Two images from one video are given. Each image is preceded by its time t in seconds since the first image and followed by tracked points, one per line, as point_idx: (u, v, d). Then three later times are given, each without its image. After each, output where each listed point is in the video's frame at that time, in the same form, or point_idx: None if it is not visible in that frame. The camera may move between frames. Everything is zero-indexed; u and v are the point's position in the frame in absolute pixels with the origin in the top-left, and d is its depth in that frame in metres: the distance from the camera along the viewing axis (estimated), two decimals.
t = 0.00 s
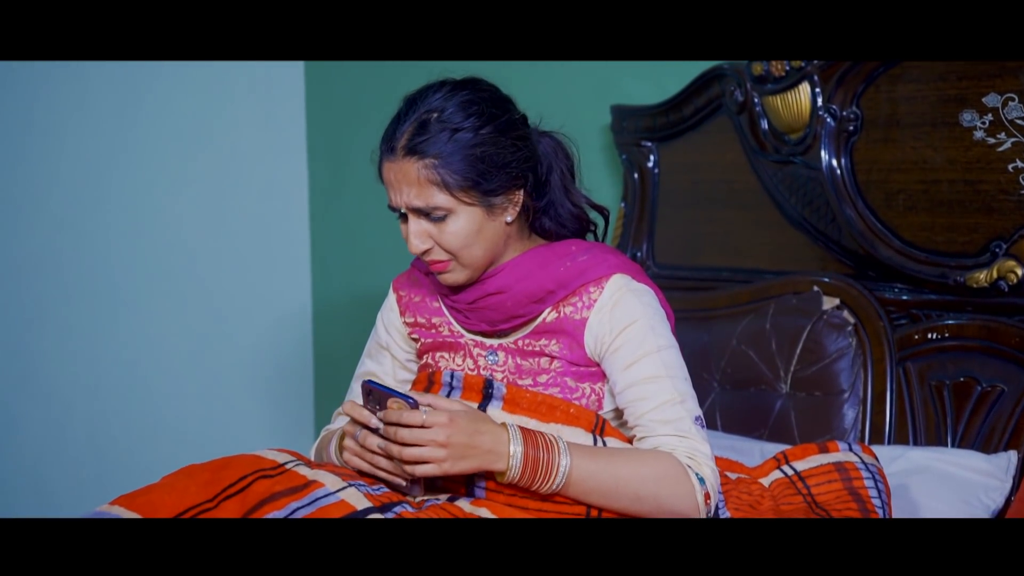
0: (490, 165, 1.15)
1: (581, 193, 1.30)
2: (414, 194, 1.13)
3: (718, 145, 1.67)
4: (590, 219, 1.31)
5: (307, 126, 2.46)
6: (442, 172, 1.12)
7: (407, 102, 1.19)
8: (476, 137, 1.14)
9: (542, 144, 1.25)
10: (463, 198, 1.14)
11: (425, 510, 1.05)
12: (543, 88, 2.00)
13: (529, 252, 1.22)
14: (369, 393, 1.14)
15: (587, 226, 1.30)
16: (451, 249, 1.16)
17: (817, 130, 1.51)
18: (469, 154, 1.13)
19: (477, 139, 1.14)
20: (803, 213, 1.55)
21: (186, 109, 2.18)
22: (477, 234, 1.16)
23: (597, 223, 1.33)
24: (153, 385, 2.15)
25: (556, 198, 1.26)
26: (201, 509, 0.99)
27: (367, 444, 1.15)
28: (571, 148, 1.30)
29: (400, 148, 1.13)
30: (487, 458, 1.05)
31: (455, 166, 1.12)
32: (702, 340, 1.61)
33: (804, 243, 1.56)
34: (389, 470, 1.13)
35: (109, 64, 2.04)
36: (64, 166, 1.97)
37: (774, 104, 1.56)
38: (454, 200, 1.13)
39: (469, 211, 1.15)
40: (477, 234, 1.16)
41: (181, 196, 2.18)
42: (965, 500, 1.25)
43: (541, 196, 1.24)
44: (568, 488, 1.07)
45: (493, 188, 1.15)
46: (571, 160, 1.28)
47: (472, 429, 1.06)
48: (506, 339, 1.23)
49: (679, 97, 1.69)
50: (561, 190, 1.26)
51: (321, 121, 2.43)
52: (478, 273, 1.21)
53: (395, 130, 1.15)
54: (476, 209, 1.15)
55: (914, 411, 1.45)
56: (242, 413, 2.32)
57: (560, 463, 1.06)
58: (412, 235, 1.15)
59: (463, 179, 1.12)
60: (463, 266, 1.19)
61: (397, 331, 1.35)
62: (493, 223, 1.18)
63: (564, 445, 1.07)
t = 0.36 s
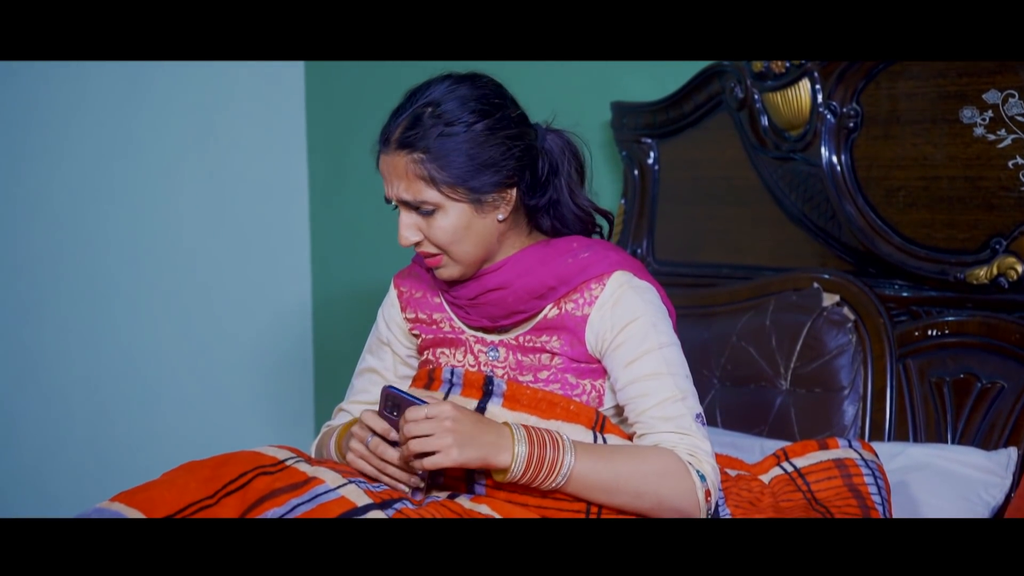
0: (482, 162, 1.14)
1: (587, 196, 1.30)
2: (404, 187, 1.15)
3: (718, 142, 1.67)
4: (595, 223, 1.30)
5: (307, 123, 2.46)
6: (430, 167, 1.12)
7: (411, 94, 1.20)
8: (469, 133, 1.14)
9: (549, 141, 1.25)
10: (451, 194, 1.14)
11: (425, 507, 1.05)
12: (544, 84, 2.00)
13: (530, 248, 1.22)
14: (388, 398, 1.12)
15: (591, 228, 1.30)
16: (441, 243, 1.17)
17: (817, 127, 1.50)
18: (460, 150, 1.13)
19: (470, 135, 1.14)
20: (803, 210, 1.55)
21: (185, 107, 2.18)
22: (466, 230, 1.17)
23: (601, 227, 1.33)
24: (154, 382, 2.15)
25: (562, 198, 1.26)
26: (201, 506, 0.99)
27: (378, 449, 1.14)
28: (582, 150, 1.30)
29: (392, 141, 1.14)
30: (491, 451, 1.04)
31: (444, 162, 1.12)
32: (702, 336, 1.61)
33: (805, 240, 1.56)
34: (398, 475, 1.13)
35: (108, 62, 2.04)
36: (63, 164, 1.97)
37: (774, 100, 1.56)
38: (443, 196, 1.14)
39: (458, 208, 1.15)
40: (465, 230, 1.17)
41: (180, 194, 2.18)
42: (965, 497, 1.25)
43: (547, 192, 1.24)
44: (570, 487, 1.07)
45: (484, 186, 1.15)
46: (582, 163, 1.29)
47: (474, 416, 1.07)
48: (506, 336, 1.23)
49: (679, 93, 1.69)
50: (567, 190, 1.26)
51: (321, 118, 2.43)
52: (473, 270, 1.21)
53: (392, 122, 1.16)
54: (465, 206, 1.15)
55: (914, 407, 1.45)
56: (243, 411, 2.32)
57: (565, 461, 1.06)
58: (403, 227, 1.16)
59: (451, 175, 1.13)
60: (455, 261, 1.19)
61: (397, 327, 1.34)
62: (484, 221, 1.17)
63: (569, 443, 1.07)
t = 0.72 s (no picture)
0: (478, 158, 1.14)
1: (591, 199, 1.30)
2: (399, 181, 1.15)
3: (719, 140, 1.67)
4: (597, 225, 1.30)
5: (307, 122, 2.46)
6: (426, 161, 1.12)
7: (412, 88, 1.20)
8: (466, 128, 1.14)
9: (554, 141, 1.25)
10: (446, 189, 1.14)
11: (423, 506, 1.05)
12: (544, 82, 2.00)
13: (529, 245, 1.22)
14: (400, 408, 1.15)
15: (594, 231, 1.30)
16: (435, 239, 1.17)
17: (817, 125, 1.50)
18: (457, 145, 1.13)
19: (468, 130, 1.14)
20: (802, 208, 1.55)
21: (186, 107, 2.18)
22: (459, 226, 1.16)
23: (605, 231, 1.32)
24: (153, 380, 2.15)
25: (563, 198, 1.26)
26: (201, 504, 0.98)
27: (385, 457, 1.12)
28: (589, 151, 1.29)
29: (390, 133, 1.14)
30: (485, 449, 1.04)
31: (440, 156, 1.12)
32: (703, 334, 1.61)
33: (805, 237, 1.56)
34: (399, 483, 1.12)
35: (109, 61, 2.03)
36: (65, 163, 1.97)
37: (774, 98, 1.56)
38: (438, 191, 1.14)
39: (453, 203, 1.15)
40: (459, 226, 1.16)
41: (181, 193, 2.18)
42: (965, 495, 1.25)
43: (548, 192, 1.24)
44: (568, 489, 1.07)
45: (479, 181, 1.15)
46: (588, 165, 1.28)
47: (472, 416, 1.07)
48: (504, 333, 1.23)
49: (680, 91, 1.69)
50: (568, 191, 1.26)
51: (321, 116, 2.43)
52: (470, 266, 1.21)
53: (391, 115, 1.16)
54: (460, 201, 1.15)
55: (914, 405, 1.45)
56: (244, 409, 2.33)
57: (562, 462, 1.05)
58: (398, 221, 1.16)
59: (447, 170, 1.13)
60: (449, 257, 1.19)
61: (396, 325, 1.34)
62: (479, 217, 1.17)
63: (566, 444, 1.07)
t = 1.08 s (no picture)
0: (480, 159, 1.14)
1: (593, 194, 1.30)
2: (402, 182, 1.15)
3: (720, 138, 1.67)
4: (600, 222, 1.30)
5: (307, 121, 2.46)
6: (428, 163, 1.13)
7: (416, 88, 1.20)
8: (469, 129, 1.14)
9: (556, 139, 1.24)
10: (449, 191, 1.14)
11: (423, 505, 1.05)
12: (545, 81, 2.00)
13: (533, 245, 1.22)
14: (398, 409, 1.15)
15: (597, 228, 1.30)
16: (438, 239, 1.17)
17: (817, 123, 1.50)
18: (459, 146, 1.13)
19: (470, 131, 1.14)
20: (803, 206, 1.55)
21: (185, 106, 2.18)
22: (462, 226, 1.16)
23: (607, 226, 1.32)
24: (154, 379, 2.15)
25: (565, 196, 1.26)
26: (200, 503, 0.99)
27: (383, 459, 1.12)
28: (590, 148, 1.29)
29: (393, 135, 1.15)
30: (486, 448, 1.04)
31: (442, 158, 1.12)
32: (703, 333, 1.61)
33: (805, 236, 1.56)
34: (398, 483, 1.11)
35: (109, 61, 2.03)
36: (66, 163, 1.97)
37: (774, 97, 1.56)
38: (440, 192, 1.14)
39: (455, 204, 1.15)
40: (462, 225, 1.16)
41: (181, 192, 2.18)
42: (965, 493, 1.25)
43: (550, 190, 1.24)
44: (570, 488, 1.07)
45: (481, 183, 1.15)
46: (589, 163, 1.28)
47: (472, 414, 1.07)
48: (508, 332, 1.23)
49: (680, 89, 1.69)
50: (571, 188, 1.26)
51: (321, 114, 2.43)
52: (471, 265, 1.21)
53: (394, 116, 1.16)
54: (462, 202, 1.15)
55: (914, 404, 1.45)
56: (244, 408, 2.33)
57: (565, 462, 1.05)
58: (401, 221, 1.17)
59: (449, 172, 1.13)
60: (453, 256, 1.19)
61: (400, 322, 1.34)
62: (482, 218, 1.17)
63: (569, 444, 1.07)
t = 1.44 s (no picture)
0: (483, 157, 1.14)
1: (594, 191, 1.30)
2: (405, 182, 1.15)
3: (719, 138, 1.67)
4: (601, 218, 1.30)
5: (306, 120, 2.46)
6: (432, 162, 1.12)
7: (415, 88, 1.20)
8: (470, 128, 1.14)
9: (553, 135, 1.24)
10: (452, 189, 1.14)
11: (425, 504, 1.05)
12: (545, 80, 2.00)
13: (535, 244, 1.22)
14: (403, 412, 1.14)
15: (598, 224, 1.30)
16: (442, 238, 1.17)
17: (818, 122, 1.50)
18: (461, 145, 1.13)
19: (471, 129, 1.14)
20: (803, 205, 1.55)
21: (185, 106, 2.18)
22: (466, 225, 1.16)
23: (608, 222, 1.32)
24: (155, 379, 2.15)
25: (567, 193, 1.25)
26: (200, 502, 0.99)
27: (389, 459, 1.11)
28: (590, 145, 1.29)
29: (395, 135, 1.14)
30: (490, 441, 1.05)
31: (445, 157, 1.12)
32: (703, 332, 1.61)
33: (805, 235, 1.56)
34: (404, 480, 1.10)
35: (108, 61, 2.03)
36: (66, 163, 1.97)
37: (774, 95, 1.56)
38: (444, 191, 1.14)
39: (458, 203, 1.15)
40: (466, 224, 1.16)
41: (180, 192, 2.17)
42: (965, 492, 1.25)
43: (553, 187, 1.24)
44: (571, 487, 1.07)
45: (484, 181, 1.15)
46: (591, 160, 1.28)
47: (477, 407, 1.08)
48: (510, 331, 1.23)
49: (679, 88, 1.69)
50: (572, 185, 1.26)
51: (320, 114, 2.42)
52: (475, 264, 1.21)
53: (395, 117, 1.16)
54: (466, 201, 1.15)
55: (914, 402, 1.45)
56: (244, 407, 2.33)
57: (565, 461, 1.05)
58: (405, 221, 1.17)
59: (452, 170, 1.13)
60: (456, 255, 1.19)
61: (401, 322, 1.34)
62: (485, 216, 1.17)
63: (571, 443, 1.07)
